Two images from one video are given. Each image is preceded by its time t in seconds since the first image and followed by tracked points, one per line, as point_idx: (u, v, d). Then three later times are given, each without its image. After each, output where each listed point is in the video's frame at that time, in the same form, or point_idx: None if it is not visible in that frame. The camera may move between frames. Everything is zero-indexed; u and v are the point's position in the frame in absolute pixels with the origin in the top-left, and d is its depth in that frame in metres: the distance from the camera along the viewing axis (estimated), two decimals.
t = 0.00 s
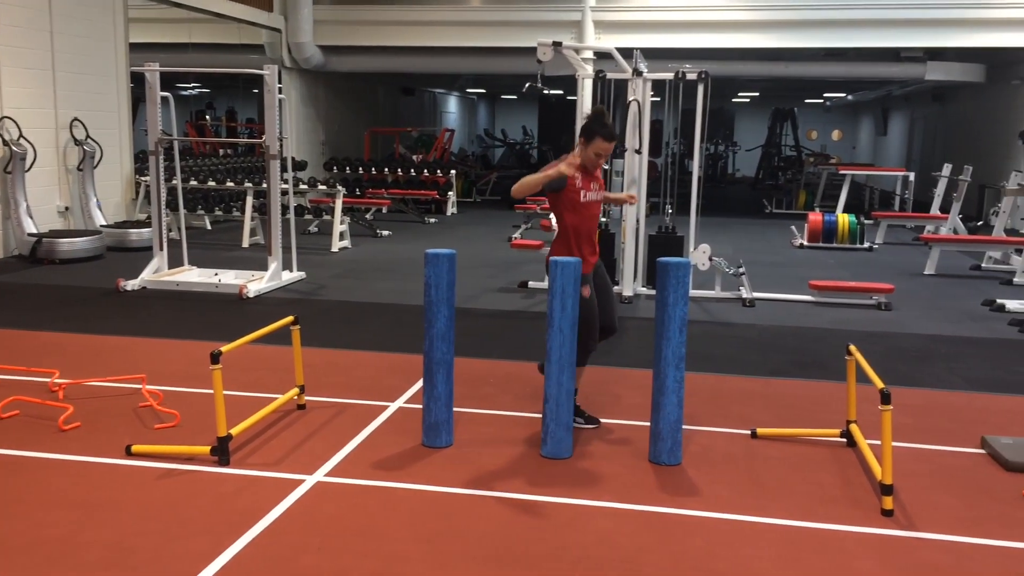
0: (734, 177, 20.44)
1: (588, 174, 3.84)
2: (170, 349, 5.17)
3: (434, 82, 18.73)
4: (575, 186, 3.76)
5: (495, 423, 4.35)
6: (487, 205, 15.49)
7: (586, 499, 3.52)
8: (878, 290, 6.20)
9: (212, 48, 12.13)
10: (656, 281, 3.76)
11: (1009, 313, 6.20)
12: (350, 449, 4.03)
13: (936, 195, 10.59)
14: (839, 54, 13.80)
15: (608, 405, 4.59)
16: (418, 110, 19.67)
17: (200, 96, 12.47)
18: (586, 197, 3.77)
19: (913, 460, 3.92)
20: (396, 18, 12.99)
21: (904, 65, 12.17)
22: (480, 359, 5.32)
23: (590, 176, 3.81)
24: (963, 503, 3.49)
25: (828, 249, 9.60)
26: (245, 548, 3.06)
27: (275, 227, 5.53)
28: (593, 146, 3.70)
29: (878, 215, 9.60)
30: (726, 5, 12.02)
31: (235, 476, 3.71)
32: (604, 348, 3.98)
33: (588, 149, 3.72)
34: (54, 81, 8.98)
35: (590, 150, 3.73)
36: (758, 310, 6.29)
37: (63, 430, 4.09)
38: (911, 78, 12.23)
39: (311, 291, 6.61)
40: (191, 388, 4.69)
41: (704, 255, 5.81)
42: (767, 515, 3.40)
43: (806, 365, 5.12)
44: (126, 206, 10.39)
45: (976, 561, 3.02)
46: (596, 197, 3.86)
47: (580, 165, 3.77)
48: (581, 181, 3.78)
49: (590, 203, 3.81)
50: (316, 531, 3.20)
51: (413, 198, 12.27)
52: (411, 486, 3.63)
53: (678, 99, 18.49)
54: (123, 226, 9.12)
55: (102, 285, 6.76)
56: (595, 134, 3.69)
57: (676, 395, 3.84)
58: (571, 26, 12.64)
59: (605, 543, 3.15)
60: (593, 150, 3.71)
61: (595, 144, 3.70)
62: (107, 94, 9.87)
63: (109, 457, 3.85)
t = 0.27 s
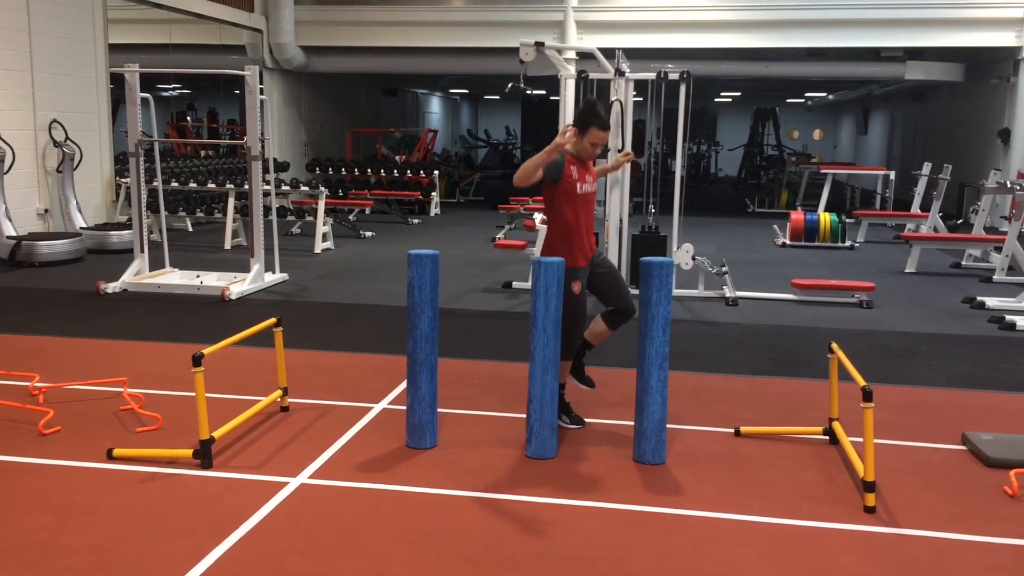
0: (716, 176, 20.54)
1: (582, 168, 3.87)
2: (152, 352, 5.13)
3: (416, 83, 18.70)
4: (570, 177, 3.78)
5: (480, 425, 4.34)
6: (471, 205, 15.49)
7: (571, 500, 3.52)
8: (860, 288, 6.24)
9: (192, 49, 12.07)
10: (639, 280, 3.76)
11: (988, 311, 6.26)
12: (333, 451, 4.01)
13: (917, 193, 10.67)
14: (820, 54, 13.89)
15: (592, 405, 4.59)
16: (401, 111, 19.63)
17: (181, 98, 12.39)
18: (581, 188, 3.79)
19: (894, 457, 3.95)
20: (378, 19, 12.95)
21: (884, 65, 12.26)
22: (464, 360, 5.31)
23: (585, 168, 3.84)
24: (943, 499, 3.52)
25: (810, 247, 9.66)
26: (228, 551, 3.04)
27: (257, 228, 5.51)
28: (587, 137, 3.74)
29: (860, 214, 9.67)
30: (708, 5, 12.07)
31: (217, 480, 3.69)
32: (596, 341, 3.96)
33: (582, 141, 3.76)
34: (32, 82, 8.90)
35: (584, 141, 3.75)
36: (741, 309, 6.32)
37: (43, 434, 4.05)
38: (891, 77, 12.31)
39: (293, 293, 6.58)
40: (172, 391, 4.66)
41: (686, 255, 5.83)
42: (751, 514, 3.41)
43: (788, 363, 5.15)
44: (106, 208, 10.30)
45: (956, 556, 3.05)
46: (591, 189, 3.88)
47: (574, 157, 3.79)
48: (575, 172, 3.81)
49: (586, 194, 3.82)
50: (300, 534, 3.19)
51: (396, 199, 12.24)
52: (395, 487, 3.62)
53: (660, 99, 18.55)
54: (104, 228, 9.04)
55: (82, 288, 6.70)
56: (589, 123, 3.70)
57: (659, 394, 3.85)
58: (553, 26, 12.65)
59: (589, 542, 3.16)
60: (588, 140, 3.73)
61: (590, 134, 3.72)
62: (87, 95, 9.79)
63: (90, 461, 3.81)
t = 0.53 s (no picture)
0: (707, 176, 20.59)
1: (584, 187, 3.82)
2: (142, 353, 5.11)
3: (407, 83, 18.67)
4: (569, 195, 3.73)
5: (471, 425, 4.34)
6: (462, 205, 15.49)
7: (562, 499, 3.52)
8: (850, 287, 6.26)
9: (182, 49, 12.03)
10: (630, 279, 3.76)
11: (977, 309, 6.29)
12: (325, 452, 4.00)
13: (906, 192, 10.71)
14: (810, 53, 13.93)
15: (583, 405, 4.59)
16: (391, 111, 19.62)
17: (170, 99, 12.25)
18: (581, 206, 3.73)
19: (884, 455, 3.96)
20: (367, 19, 12.93)
21: (873, 64, 12.31)
22: (454, 360, 5.30)
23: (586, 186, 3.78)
24: (933, 497, 3.54)
25: (800, 246, 9.69)
26: (217, 553, 3.03)
27: (247, 228, 5.50)
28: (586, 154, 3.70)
29: (850, 213, 9.70)
30: (697, 5, 12.11)
31: (207, 482, 3.67)
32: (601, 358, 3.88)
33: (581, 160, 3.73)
34: (20, 83, 8.86)
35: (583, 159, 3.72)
36: (731, 308, 6.34)
37: (32, 436, 4.03)
38: (880, 77, 12.36)
39: (284, 294, 6.55)
40: (162, 392, 4.64)
41: (677, 254, 5.84)
42: (742, 512, 3.41)
43: (779, 362, 5.16)
44: (95, 209, 10.26)
45: (946, 553, 3.06)
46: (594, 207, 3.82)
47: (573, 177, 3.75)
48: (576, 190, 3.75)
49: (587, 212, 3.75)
50: (290, 535, 3.18)
51: (386, 199, 12.23)
52: (386, 488, 3.62)
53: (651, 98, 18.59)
54: (92, 229, 9.01)
55: (71, 290, 6.67)
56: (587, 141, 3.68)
57: (650, 393, 3.85)
58: (543, 26, 12.66)
59: (580, 542, 3.16)
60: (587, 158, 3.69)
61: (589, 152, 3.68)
62: (75, 95, 9.75)
63: (80, 463, 3.79)
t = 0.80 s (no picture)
0: (701, 175, 20.61)
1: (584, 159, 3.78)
2: (135, 353, 5.09)
3: (401, 82, 18.66)
4: (569, 170, 3.69)
5: (465, 424, 4.33)
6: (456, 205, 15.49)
7: (557, 499, 3.52)
8: (844, 285, 6.28)
9: (176, 48, 12.01)
10: (624, 278, 3.75)
11: (971, 307, 6.30)
12: (319, 452, 3.99)
13: (901, 192, 10.68)
14: (804, 52, 13.95)
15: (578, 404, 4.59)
16: (386, 110, 19.60)
17: (164, 98, 12.28)
18: (581, 181, 3.69)
19: (878, 454, 3.97)
20: (362, 18, 12.92)
21: (868, 63, 12.33)
22: (449, 360, 5.29)
23: (587, 160, 3.73)
24: (927, 495, 3.55)
25: (794, 245, 9.70)
26: (212, 554, 3.03)
27: (241, 228, 5.49)
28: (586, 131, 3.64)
29: (844, 212, 9.72)
30: (691, 4, 12.13)
31: (201, 481, 3.67)
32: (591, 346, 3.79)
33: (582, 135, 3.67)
34: (13, 83, 8.83)
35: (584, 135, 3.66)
36: (725, 307, 6.34)
37: (25, 436, 4.02)
38: (874, 76, 12.38)
39: (278, 293, 6.54)
40: (156, 392, 4.63)
41: (671, 253, 5.84)
42: (737, 511, 3.42)
43: (773, 361, 5.17)
44: (88, 208, 10.23)
45: (940, 551, 3.07)
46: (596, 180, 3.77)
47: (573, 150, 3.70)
48: (575, 165, 3.71)
49: (586, 187, 3.72)
50: (285, 535, 3.17)
51: (381, 198, 12.21)
52: (381, 488, 3.61)
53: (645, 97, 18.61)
54: (86, 229, 8.98)
55: (64, 289, 6.65)
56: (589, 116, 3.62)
57: (645, 392, 3.85)
58: (537, 25, 12.66)
59: (576, 541, 3.16)
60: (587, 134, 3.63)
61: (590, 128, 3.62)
62: (69, 95, 9.72)
63: (73, 463, 3.78)
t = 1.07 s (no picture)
0: (697, 174, 20.61)
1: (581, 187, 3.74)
2: (130, 354, 5.08)
3: (397, 82, 18.64)
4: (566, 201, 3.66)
5: (461, 424, 4.33)
6: (452, 204, 15.47)
7: (553, 499, 3.52)
8: (839, 285, 6.29)
9: (171, 48, 11.99)
10: (619, 278, 3.75)
11: (966, 307, 6.32)
12: (314, 452, 3.99)
13: (894, 191, 10.73)
14: (799, 52, 13.96)
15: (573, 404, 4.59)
16: (381, 110, 19.58)
17: (158, 97, 12.36)
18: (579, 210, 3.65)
19: (874, 453, 3.97)
20: (357, 17, 12.89)
21: (863, 63, 12.33)
22: (444, 360, 5.29)
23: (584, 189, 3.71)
24: (921, 494, 3.55)
25: (789, 245, 9.71)
26: (207, 554, 3.02)
27: (236, 228, 5.48)
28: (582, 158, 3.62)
29: (839, 212, 9.73)
30: (686, 4, 12.13)
31: (196, 482, 3.66)
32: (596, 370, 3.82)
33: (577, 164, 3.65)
34: (7, 82, 8.80)
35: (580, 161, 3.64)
36: (721, 307, 6.35)
37: (19, 437, 4.01)
38: (869, 76, 12.39)
39: (273, 293, 6.54)
40: (151, 392, 4.62)
41: (666, 253, 5.84)
42: (732, 510, 3.42)
43: (768, 360, 5.17)
44: (83, 209, 10.20)
45: (934, 550, 3.08)
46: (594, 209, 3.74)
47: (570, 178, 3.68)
48: (574, 195, 3.67)
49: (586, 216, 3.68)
50: (280, 536, 3.17)
51: (376, 198, 12.20)
52: (376, 488, 3.61)
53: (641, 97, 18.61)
54: (80, 229, 8.96)
55: (59, 290, 6.63)
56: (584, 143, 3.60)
57: (640, 392, 3.85)
58: (532, 25, 12.66)
59: (571, 541, 3.16)
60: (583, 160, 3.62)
61: (586, 154, 3.61)
62: (63, 94, 9.70)
63: (68, 464, 3.78)
